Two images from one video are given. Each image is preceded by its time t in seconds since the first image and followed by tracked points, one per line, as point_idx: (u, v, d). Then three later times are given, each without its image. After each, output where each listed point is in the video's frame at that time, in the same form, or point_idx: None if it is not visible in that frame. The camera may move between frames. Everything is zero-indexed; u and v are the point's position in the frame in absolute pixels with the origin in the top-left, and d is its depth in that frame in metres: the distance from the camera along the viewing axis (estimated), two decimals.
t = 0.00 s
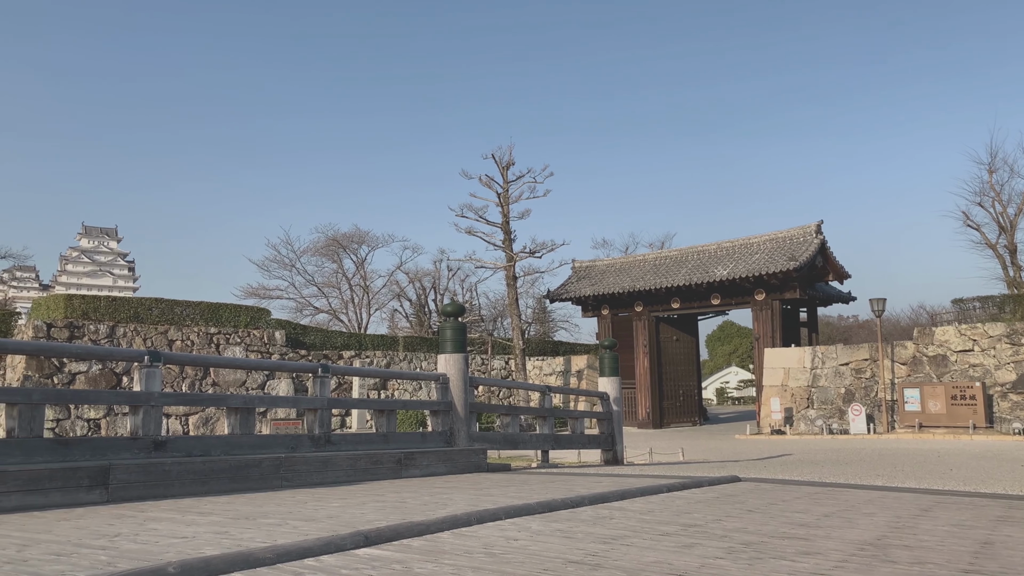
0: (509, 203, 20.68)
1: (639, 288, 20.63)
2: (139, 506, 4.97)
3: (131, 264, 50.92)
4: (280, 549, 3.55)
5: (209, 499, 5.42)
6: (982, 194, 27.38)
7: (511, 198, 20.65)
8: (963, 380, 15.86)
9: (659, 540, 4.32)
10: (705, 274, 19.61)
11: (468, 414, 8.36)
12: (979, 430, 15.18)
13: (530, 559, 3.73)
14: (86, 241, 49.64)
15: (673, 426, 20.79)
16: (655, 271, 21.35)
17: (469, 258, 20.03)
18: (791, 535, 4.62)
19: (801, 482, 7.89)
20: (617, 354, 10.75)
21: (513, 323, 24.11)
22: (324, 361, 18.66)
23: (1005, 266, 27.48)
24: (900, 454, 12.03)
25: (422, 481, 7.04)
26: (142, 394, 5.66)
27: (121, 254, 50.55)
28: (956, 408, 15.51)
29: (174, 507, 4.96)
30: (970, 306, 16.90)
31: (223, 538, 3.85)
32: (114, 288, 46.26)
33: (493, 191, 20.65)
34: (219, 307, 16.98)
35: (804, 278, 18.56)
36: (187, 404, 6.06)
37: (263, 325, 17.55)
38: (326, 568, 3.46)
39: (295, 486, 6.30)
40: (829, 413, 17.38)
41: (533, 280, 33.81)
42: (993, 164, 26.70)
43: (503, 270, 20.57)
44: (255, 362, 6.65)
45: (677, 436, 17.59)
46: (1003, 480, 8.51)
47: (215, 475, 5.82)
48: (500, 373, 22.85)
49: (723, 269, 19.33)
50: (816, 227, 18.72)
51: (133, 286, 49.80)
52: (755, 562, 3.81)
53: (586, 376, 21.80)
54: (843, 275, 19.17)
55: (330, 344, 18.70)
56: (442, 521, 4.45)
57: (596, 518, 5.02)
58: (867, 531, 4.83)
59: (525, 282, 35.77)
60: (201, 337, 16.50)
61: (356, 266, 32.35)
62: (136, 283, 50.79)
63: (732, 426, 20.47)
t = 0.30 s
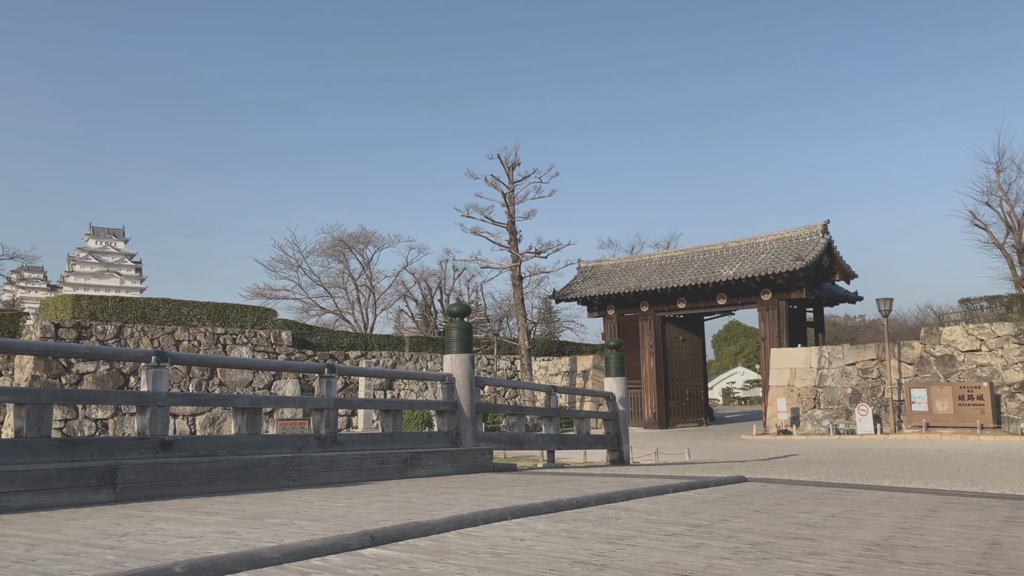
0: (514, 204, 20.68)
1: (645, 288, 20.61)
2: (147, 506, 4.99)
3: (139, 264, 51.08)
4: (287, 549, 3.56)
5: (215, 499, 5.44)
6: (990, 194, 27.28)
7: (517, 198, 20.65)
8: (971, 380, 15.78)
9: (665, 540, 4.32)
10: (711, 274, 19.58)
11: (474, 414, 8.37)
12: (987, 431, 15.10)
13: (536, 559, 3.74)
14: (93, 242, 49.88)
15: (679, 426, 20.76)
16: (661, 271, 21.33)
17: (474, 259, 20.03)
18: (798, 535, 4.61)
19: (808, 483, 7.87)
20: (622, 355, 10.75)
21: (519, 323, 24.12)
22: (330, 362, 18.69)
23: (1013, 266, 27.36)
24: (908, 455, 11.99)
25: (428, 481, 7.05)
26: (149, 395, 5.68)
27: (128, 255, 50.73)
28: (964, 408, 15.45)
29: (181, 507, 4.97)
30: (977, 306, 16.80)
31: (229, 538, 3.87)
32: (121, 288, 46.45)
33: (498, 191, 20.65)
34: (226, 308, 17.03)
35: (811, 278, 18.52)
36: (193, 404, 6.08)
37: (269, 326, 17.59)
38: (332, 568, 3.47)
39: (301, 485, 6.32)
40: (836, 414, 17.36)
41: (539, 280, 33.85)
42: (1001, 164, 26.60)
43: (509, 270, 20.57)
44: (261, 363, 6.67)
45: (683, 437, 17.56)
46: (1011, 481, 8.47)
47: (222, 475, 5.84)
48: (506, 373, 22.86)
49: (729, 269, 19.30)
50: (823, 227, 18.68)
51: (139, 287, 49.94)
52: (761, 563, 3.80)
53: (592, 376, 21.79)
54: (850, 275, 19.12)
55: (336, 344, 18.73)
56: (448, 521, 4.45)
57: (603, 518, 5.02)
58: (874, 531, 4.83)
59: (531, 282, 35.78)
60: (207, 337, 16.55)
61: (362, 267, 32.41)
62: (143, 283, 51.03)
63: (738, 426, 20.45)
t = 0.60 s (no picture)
0: (520, 204, 20.68)
1: (651, 288, 20.58)
2: (154, 506, 5.02)
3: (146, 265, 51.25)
4: (293, 549, 3.58)
5: (222, 499, 5.46)
6: (998, 194, 27.17)
7: (523, 198, 20.66)
8: (979, 380, 15.69)
9: (672, 541, 4.32)
10: (717, 274, 19.54)
11: (480, 414, 8.37)
12: (996, 431, 15.01)
13: (543, 559, 3.74)
14: (101, 242, 50.12)
15: (686, 427, 20.73)
16: (667, 271, 21.30)
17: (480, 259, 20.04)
18: (805, 536, 4.60)
19: (815, 483, 7.85)
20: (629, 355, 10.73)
21: (525, 324, 24.11)
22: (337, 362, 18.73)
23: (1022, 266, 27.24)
24: (915, 455, 11.95)
25: (434, 481, 7.06)
26: (157, 395, 5.70)
27: (136, 256, 50.90)
28: (972, 408, 15.37)
29: (188, 507, 4.99)
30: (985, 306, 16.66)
31: (236, 537, 3.88)
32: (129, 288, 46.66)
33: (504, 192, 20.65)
34: (233, 308, 17.08)
35: (818, 278, 18.46)
36: (201, 404, 6.10)
37: (276, 326, 17.65)
38: (339, 568, 3.48)
39: (308, 485, 6.34)
40: (842, 414, 17.28)
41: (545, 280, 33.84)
42: (1008, 163, 26.50)
43: (515, 270, 20.58)
44: (268, 363, 6.69)
45: (690, 437, 17.54)
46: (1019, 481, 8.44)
47: (229, 475, 5.87)
48: (513, 373, 22.87)
49: (735, 269, 19.25)
50: (829, 227, 18.63)
51: (147, 288, 50.19)
52: (768, 563, 3.80)
53: (598, 376, 21.78)
54: (857, 274, 19.06)
55: (342, 344, 18.77)
56: (455, 521, 4.46)
57: (609, 518, 5.02)
58: (881, 532, 4.82)
59: (537, 282, 35.80)
60: (215, 337, 16.61)
61: (369, 267, 32.46)
62: (151, 284, 51.18)
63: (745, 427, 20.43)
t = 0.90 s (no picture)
0: (526, 204, 20.67)
1: (658, 288, 20.55)
2: (163, 505, 5.05)
3: (154, 266, 51.45)
4: (301, 549, 3.59)
5: (230, 499, 5.48)
6: (1007, 193, 27.06)
7: (529, 198, 20.67)
8: (988, 380, 15.65)
9: (678, 541, 4.32)
10: (724, 274, 19.50)
11: (487, 415, 8.39)
12: (1004, 432, 14.92)
13: (549, 559, 3.75)
14: (109, 244, 50.36)
15: (693, 427, 20.69)
16: (674, 271, 21.27)
17: (487, 259, 20.05)
18: (813, 536, 4.59)
19: (823, 484, 7.82)
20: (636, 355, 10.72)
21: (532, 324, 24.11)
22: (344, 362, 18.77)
23: None
24: (923, 455, 11.89)
25: (441, 481, 7.07)
26: (165, 395, 5.73)
27: (144, 257, 51.07)
28: (981, 409, 15.29)
29: (197, 507, 5.01)
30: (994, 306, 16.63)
31: (243, 537, 3.90)
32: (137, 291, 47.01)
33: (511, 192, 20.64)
34: (240, 309, 17.14)
35: (825, 278, 18.41)
36: (209, 404, 6.13)
37: (283, 326, 17.71)
38: (347, 568, 3.50)
39: (315, 485, 6.36)
40: (850, 414, 17.24)
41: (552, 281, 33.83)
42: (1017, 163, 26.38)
43: (521, 270, 20.58)
44: (276, 363, 6.72)
45: (697, 438, 17.52)
46: None
47: (237, 475, 5.89)
48: (519, 373, 22.89)
49: (742, 269, 19.21)
50: (837, 227, 18.57)
51: (155, 289, 50.39)
52: (776, 564, 3.80)
53: (604, 377, 21.77)
54: (865, 274, 19.00)
55: (349, 345, 18.81)
56: (462, 521, 4.47)
57: (616, 519, 5.02)
58: (889, 533, 4.80)
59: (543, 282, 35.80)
60: (223, 338, 16.67)
61: (376, 267, 32.52)
62: (159, 285, 51.32)
63: (752, 427, 20.39)
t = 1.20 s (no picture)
0: (533, 204, 20.68)
1: (665, 288, 20.52)
2: (171, 505, 5.07)
3: (163, 266, 51.67)
4: (308, 549, 3.60)
5: (237, 499, 5.50)
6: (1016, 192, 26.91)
7: (536, 198, 20.67)
8: (997, 381, 15.57)
9: (686, 542, 4.31)
10: (732, 274, 19.45)
11: (494, 415, 8.39)
12: (1014, 432, 14.81)
13: (556, 560, 3.75)
14: (118, 244, 50.65)
15: (701, 427, 20.65)
16: (681, 271, 21.24)
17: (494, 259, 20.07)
18: (821, 537, 4.58)
19: (831, 484, 7.79)
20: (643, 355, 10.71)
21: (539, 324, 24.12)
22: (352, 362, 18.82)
23: None
24: (933, 456, 11.83)
25: (448, 481, 7.08)
26: (173, 395, 5.76)
27: (153, 258, 51.29)
28: (990, 409, 15.19)
29: (205, 506, 5.04)
30: (1003, 307, 16.52)
31: (251, 537, 3.91)
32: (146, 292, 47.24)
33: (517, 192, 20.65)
34: (248, 309, 17.21)
35: (833, 278, 18.35)
36: (217, 404, 6.16)
37: (291, 326, 17.77)
38: (354, 568, 3.51)
39: (323, 485, 6.38)
40: (858, 414, 17.17)
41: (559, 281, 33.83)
42: None
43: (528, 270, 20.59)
44: (284, 363, 6.74)
45: (704, 438, 17.50)
46: None
47: (245, 475, 5.92)
48: (526, 373, 22.90)
49: (750, 269, 19.16)
50: (845, 226, 18.51)
51: (163, 289, 50.59)
52: (784, 565, 3.79)
53: (611, 377, 21.76)
54: (873, 274, 18.92)
55: (357, 345, 18.85)
56: (469, 521, 4.48)
57: (623, 519, 5.02)
58: (897, 533, 4.78)
59: (551, 283, 35.79)
60: (231, 338, 16.74)
61: (383, 267, 32.58)
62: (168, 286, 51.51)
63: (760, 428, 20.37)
